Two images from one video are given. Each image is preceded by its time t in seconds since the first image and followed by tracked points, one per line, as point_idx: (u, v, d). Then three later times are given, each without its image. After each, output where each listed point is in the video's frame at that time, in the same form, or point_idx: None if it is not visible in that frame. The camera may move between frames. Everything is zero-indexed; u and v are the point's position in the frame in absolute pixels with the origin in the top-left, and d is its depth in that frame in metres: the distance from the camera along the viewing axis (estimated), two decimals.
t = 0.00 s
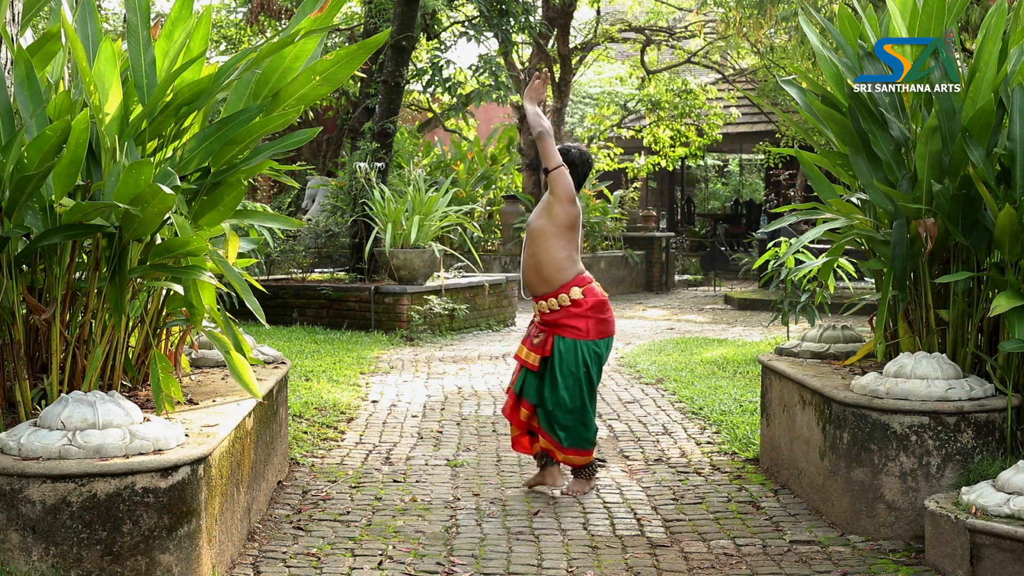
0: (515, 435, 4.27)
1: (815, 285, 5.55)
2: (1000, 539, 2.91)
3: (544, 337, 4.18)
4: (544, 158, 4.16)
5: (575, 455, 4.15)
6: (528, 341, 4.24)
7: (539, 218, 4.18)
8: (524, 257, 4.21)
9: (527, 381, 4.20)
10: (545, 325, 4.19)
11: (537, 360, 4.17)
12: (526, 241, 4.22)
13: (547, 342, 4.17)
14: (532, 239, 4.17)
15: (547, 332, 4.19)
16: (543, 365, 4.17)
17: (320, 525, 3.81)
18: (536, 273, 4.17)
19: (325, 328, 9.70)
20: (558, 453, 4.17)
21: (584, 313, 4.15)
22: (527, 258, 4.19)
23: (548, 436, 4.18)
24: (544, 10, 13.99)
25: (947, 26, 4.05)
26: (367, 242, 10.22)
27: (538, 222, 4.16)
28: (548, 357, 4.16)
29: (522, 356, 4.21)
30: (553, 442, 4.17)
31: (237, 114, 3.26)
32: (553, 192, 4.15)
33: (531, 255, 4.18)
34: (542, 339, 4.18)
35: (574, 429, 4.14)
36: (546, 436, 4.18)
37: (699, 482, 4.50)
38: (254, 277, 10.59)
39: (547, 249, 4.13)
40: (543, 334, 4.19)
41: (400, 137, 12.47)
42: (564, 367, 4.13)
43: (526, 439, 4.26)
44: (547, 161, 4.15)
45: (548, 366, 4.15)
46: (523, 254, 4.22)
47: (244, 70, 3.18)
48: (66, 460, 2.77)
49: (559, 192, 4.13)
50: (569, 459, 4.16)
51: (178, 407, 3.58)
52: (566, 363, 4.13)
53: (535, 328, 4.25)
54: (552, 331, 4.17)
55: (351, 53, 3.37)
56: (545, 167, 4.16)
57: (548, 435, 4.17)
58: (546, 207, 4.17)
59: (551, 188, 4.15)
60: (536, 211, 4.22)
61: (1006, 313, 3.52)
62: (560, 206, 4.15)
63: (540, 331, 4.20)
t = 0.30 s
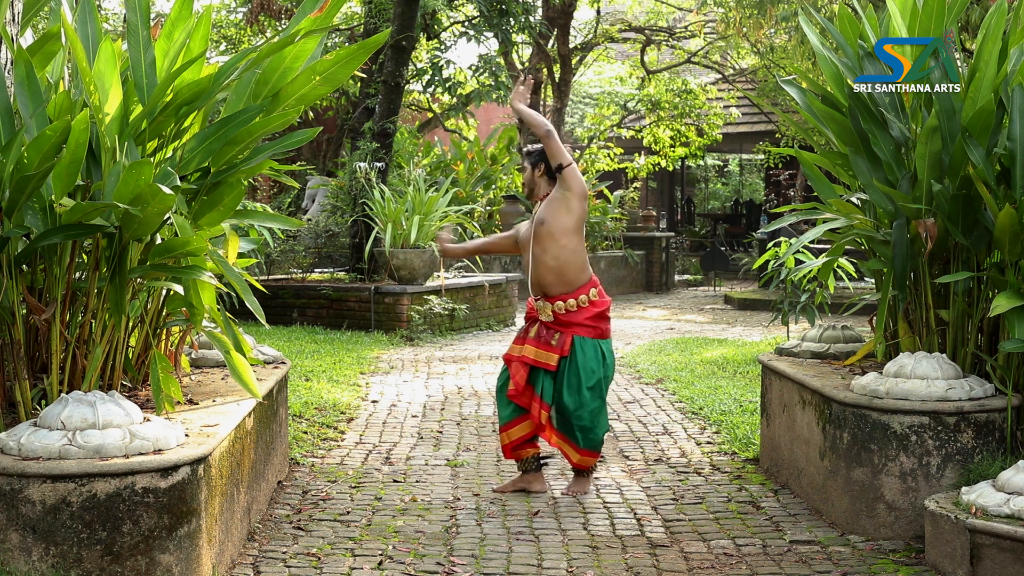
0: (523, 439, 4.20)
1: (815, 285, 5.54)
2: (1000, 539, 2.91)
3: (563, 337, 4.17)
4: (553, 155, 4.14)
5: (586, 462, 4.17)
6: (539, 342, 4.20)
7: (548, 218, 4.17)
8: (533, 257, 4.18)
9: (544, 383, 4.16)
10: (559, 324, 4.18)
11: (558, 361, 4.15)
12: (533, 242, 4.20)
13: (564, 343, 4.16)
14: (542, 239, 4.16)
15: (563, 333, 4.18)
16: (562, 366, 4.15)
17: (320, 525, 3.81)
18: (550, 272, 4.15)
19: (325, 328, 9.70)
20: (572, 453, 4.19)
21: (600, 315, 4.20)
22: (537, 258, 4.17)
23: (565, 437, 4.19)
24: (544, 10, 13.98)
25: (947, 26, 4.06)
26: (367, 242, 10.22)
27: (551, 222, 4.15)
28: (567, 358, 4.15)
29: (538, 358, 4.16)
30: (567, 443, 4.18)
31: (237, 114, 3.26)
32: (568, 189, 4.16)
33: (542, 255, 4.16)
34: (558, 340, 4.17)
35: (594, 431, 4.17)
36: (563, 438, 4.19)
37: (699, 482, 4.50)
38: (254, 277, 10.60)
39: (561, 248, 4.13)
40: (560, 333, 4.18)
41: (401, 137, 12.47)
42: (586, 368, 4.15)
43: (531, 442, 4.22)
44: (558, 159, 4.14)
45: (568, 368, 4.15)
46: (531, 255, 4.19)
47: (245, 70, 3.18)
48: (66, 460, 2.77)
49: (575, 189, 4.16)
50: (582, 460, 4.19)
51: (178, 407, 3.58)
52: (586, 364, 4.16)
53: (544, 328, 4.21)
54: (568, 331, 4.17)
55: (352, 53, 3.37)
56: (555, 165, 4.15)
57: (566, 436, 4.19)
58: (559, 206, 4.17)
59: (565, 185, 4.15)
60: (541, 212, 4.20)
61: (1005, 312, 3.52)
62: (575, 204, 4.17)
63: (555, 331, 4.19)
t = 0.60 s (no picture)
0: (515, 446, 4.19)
1: (815, 285, 5.54)
2: (1000, 539, 2.91)
3: (562, 342, 4.16)
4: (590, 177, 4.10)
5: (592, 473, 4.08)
6: (534, 347, 4.15)
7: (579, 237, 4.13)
8: (558, 275, 4.11)
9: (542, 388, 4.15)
10: (557, 332, 4.15)
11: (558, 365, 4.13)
12: (561, 259, 4.11)
13: (563, 347, 4.16)
14: (572, 258, 4.11)
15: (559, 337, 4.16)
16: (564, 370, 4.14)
17: (320, 525, 3.81)
18: (570, 291, 4.13)
19: (325, 328, 9.70)
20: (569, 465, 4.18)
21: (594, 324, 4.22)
22: (567, 277, 4.11)
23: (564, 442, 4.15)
24: (544, 10, 13.98)
25: (947, 26, 4.06)
26: (367, 242, 10.22)
27: (584, 243, 4.13)
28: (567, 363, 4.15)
29: (537, 363, 4.13)
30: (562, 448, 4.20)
31: (237, 114, 3.26)
32: (592, 209, 4.17)
33: (569, 274, 4.11)
34: (556, 345, 4.16)
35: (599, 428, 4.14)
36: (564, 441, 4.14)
37: (699, 482, 4.50)
38: (254, 277, 10.60)
39: (588, 271, 4.15)
40: (559, 339, 4.16)
41: (401, 137, 12.46)
42: (585, 370, 4.14)
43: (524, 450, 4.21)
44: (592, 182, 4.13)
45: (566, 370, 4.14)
46: (559, 272, 4.11)
47: (245, 70, 3.18)
48: (66, 460, 2.77)
49: (598, 211, 4.18)
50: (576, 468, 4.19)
51: (178, 407, 3.58)
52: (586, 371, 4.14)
53: (536, 334, 4.16)
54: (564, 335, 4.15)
55: (352, 53, 3.37)
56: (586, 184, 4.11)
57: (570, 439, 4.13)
58: (586, 225, 4.14)
59: (592, 205, 4.16)
60: (569, 229, 4.12)
61: (1005, 313, 3.52)
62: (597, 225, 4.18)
63: (554, 338, 4.16)
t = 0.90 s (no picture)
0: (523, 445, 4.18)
1: (815, 285, 5.54)
2: (1000, 539, 2.91)
3: (569, 337, 4.18)
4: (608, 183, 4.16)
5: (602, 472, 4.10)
6: (543, 345, 4.15)
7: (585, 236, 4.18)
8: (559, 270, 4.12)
9: (552, 385, 4.16)
10: (563, 326, 4.15)
11: (568, 362, 4.16)
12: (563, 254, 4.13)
13: (570, 343, 4.18)
14: (574, 255, 4.14)
15: (566, 333, 4.17)
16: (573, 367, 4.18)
17: (320, 525, 3.81)
18: (569, 287, 4.15)
19: (325, 328, 9.70)
20: (573, 467, 4.18)
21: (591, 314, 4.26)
22: (567, 273, 4.12)
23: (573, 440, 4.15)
24: (544, 10, 13.98)
25: (947, 26, 4.06)
26: (367, 242, 10.22)
27: (587, 241, 4.17)
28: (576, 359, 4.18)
29: (548, 361, 4.13)
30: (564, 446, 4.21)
31: (237, 114, 3.26)
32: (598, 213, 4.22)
33: (570, 270, 4.14)
34: (563, 341, 4.17)
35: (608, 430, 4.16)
36: (573, 441, 4.14)
37: (699, 482, 4.50)
38: (254, 277, 10.60)
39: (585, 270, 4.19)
40: (566, 334, 4.17)
41: (401, 137, 12.46)
42: (593, 365, 4.18)
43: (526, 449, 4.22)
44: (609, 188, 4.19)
45: (575, 366, 4.18)
46: (561, 268, 4.11)
47: (244, 70, 3.18)
48: (66, 460, 2.77)
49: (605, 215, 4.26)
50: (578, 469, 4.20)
51: (178, 407, 3.58)
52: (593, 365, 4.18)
53: (542, 331, 4.16)
54: (570, 331, 4.18)
55: (352, 53, 3.37)
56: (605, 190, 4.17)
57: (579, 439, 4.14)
58: (592, 225, 4.19)
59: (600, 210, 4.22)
60: (577, 227, 4.16)
61: (1005, 312, 3.52)
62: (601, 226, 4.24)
63: (562, 334, 4.17)
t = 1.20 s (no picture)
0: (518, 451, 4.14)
1: (815, 285, 5.54)
2: (1000, 539, 2.91)
3: (559, 337, 4.15)
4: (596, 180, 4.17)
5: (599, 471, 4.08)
6: (533, 344, 4.12)
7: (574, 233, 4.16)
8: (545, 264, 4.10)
9: (544, 387, 4.12)
10: (552, 327, 4.12)
11: (560, 360, 4.11)
12: (551, 249, 4.11)
13: (561, 342, 4.14)
14: (562, 250, 4.12)
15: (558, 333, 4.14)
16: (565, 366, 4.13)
17: (320, 525, 3.81)
18: (558, 283, 4.12)
19: (325, 328, 9.70)
20: (565, 455, 4.24)
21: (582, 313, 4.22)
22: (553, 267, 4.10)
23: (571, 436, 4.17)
24: (544, 10, 13.97)
25: (947, 26, 4.06)
26: (367, 242, 10.22)
27: (576, 236, 4.15)
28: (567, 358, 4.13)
29: (538, 361, 4.09)
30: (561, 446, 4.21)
31: (237, 114, 3.26)
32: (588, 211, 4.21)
33: (558, 265, 4.11)
34: (554, 341, 4.14)
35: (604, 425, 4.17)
36: (575, 437, 4.15)
37: (699, 482, 4.50)
38: (254, 277, 10.60)
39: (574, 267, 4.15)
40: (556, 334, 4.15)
41: (401, 137, 12.46)
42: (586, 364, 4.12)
43: (523, 455, 4.16)
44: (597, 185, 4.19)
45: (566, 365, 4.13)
46: (548, 262, 4.09)
47: (245, 70, 3.18)
48: (66, 460, 2.77)
49: (596, 211, 4.24)
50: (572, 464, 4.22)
51: (178, 407, 3.58)
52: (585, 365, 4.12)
53: (531, 331, 4.14)
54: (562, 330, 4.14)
55: (352, 53, 3.37)
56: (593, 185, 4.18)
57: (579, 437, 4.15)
58: (582, 222, 4.18)
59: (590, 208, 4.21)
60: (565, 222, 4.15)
61: (1005, 312, 3.52)
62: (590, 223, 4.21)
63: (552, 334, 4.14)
